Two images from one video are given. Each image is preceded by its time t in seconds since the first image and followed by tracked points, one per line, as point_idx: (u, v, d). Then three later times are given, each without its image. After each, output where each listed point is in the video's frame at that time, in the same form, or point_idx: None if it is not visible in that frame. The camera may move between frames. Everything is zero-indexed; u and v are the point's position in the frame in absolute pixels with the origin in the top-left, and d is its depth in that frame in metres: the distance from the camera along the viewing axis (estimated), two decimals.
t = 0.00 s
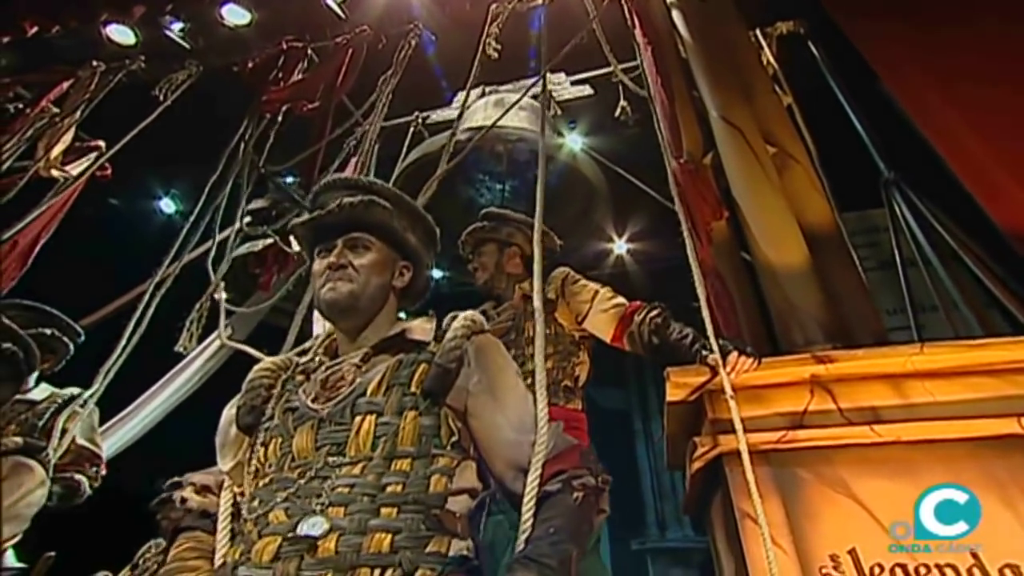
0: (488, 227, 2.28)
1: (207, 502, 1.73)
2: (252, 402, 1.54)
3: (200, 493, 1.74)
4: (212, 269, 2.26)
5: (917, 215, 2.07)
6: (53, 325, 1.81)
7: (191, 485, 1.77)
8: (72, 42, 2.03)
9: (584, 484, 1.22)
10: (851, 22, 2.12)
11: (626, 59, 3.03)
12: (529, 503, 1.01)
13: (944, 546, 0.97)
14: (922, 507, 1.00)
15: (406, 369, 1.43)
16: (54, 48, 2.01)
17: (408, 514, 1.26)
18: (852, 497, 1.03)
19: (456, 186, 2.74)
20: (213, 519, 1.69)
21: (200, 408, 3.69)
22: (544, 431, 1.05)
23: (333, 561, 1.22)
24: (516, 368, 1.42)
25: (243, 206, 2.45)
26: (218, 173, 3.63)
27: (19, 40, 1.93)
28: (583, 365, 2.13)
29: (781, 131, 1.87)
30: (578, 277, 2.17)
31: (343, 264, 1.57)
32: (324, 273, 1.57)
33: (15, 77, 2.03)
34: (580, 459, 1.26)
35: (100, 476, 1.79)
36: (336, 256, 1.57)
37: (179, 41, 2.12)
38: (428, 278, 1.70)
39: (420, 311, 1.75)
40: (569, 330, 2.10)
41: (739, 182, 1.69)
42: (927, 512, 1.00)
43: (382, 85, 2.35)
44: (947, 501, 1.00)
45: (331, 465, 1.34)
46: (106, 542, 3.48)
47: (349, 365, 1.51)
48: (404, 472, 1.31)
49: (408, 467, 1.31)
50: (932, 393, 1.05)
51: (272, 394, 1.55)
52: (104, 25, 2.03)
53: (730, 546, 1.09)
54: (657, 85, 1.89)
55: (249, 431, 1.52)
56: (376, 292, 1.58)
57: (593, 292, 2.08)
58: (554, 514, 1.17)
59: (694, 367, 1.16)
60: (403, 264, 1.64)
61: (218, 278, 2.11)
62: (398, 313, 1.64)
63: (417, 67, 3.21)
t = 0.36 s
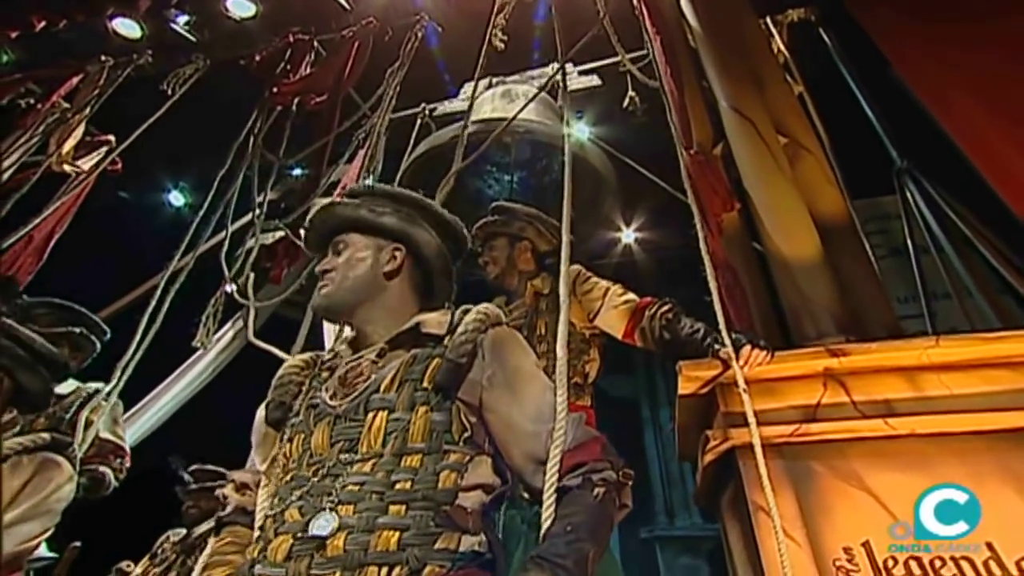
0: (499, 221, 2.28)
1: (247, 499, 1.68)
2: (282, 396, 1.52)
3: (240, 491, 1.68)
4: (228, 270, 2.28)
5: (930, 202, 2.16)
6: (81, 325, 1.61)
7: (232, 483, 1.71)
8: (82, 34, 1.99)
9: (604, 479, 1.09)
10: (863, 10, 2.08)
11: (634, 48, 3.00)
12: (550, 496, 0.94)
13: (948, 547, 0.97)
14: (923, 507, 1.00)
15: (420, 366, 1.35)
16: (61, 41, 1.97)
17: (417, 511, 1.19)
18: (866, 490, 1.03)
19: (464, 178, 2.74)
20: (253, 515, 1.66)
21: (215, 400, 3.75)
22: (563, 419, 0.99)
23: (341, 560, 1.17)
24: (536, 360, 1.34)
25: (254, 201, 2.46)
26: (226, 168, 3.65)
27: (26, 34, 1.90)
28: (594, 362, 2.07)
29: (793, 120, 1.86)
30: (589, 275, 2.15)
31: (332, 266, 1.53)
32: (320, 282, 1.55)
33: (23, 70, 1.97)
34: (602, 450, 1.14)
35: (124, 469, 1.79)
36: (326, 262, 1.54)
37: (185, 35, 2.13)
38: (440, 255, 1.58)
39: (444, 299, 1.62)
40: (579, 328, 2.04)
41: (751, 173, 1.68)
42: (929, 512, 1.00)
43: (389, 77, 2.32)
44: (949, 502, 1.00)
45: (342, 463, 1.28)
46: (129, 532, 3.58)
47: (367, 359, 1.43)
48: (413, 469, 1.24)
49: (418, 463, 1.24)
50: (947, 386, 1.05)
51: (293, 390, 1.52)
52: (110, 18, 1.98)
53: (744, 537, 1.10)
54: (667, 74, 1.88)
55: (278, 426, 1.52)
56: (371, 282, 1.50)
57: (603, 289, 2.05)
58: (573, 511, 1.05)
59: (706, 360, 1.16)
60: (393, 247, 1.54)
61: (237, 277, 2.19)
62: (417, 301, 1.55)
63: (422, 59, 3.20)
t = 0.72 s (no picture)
0: (508, 217, 2.25)
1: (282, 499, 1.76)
2: (303, 400, 1.48)
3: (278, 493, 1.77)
4: (235, 258, 2.25)
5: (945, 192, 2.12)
6: (116, 319, 2.29)
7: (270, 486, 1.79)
8: (87, 28, 2.04)
9: (592, 476, 0.99)
10: None
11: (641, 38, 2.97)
12: (541, 494, 0.84)
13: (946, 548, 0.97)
14: (921, 508, 1.00)
15: (409, 369, 1.30)
16: (69, 35, 2.03)
17: (403, 515, 1.12)
18: (880, 484, 1.03)
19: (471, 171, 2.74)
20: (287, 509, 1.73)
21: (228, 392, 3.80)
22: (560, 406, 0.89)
23: (330, 566, 1.11)
24: (529, 351, 1.20)
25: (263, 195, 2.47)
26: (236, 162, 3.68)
27: (34, 28, 1.97)
28: (604, 356, 2.10)
29: (804, 110, 1.83)
30: (599, 269, 2.13)
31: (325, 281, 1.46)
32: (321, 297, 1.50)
33: (33, 67, 1.98)
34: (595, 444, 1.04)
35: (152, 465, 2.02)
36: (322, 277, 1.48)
37: (190, 27, 2.15)
38: (425, 256, 1.48)
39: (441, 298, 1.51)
40: (589, 322, 2.06)
41: (762, 164, 1.66)
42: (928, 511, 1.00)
43: (396, 70, 2.28)
44: (947, 502, 1.00)
45: (338, 470, 1.23)
46: (146, 520, 3.65)
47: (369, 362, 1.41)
48: (400, 473, 1.17)
49: (405, 468, 1.18)
50: (963, 378, 1.05)
51: (302, 394, 1.49)
52: (116, 12, 2.03)
53: (757, 529, 1.11)
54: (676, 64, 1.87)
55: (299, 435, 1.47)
56: (358, 294, 1.42)
57: (613, 283, 2.02)
58: (559, 509, 0.97)
59: (719, 353, 1.16)
60: (375, 254, 1.45)
61: (248, 283, 2.13)
62: (412, 304, 1.47)
63: (427, 51, 3.21)
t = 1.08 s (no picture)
0: (525, 210, 2.26)
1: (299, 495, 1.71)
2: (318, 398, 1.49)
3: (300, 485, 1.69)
4: (241, 252, 2.26)
5: (952, 180, 2.18)
6: (127, 313, 2.40)
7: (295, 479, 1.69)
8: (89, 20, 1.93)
9: (594, 464, 0.98)
10: None
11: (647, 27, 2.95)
12: (546, 486, 0.84)
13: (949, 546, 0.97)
14: (921, 509, 1.00)
15: (412, 363, 1.31)
16: (69, 28, 1.92)
17: (409, 509, 1.14)
18: (887, 477, 1.03)
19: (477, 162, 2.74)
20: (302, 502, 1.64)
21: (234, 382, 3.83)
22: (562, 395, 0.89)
23: (340, 561, 1.12)
24: (531, 339, 1.18)
25: (269, 187, 2.47)
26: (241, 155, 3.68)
27: (35, 20, 1.88)
28: (611, 350, 2.05)
29: (812, 101, 1.82)
30: (607, 264, 2.15)
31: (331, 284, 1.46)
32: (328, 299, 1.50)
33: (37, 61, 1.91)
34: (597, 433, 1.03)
35: (167, 459, 2.12)
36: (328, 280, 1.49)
37: (193, 18, 2.04)
38: (426, 255, 1.49)
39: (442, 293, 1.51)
40: (597, 316, 2.05)
41: (769, 157, 1.65)
42: (930, 510, 1.00)
43: (401, 61, 2.24)
44: (949, 501, 1.00)
45: (345, 465, 1.25)
46: (154, 509, 3.69)
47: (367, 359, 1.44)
48: (405, 467, 1.19)
49: (409, 462, 1.19)
50: (971, 372, 1.05)
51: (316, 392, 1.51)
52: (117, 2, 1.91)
53: (763, 521, 1.12)
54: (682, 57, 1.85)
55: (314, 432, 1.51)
56: (363, 294, 1.43)
57: (621, 277, 2.04)
58: (564, 500, 0.97)
59: (726, 348, 1.16)
60: (378, 255, 1.46)
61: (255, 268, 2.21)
62: (416, 299, 1.47)
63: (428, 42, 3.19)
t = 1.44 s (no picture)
0: (549, 200, 2.21)
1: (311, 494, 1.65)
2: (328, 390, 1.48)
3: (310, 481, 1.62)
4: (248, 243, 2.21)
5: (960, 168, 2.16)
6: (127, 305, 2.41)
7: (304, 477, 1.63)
8: (90, 9, 2.00)
9: (606, 460, 1.00)
10: None
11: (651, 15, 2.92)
12: (558, 479, 0.85)
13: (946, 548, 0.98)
14: (921, 508, 1.01)
15: (422, 356, 1.31)
16: (69, 16, 1.99)
17: (423, 503, 1.13)
18: (892, 471, 1.04)
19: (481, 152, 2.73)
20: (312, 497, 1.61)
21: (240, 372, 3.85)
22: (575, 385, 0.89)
23: (355, 557, 1.11)
24: (542, 332, 1.18)
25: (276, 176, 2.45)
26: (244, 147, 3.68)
27: (35, 10, 1.93)
28: (619, 345, 2.08)
29: (820, 92, 1.80)
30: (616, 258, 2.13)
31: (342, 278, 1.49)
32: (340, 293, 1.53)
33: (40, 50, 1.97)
34: (608, 426, 1.05)
35: (163, 454, 2.08)
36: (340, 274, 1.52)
37: (192, 6, 2.07)
38: (433, 248, 1.50)
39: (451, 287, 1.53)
40: (605, 310, 2.05)
41: (776, 148, 1.64)
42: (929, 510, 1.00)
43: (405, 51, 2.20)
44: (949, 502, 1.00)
45: (357, 459, 1.24)
46: (162, 497, 3.73)
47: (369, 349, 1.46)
48: (418, 461, 1.18)
49: (422, 455, 1.18)
50: (978, 366, 1.05)
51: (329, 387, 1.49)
52: None
53: (769, 512, 1.13)
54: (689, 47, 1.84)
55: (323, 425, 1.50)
56: (372, 287, 1.45)
57: (629, 272, 2.02)
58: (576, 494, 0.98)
59: (732, 341, 1.17)
60: (386, 249, 1.47)
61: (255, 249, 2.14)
62: (425, 293, 1.49)
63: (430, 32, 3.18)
